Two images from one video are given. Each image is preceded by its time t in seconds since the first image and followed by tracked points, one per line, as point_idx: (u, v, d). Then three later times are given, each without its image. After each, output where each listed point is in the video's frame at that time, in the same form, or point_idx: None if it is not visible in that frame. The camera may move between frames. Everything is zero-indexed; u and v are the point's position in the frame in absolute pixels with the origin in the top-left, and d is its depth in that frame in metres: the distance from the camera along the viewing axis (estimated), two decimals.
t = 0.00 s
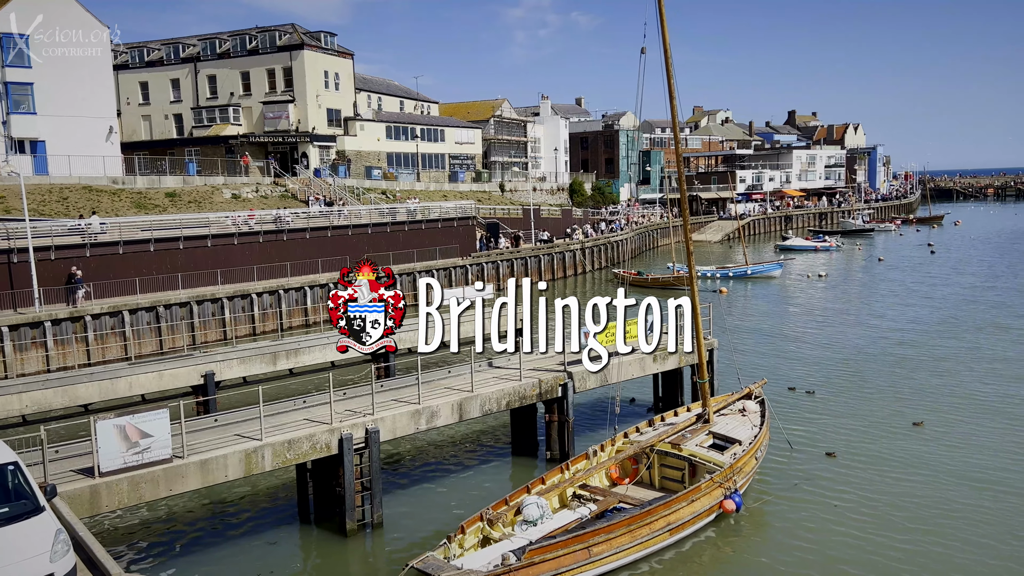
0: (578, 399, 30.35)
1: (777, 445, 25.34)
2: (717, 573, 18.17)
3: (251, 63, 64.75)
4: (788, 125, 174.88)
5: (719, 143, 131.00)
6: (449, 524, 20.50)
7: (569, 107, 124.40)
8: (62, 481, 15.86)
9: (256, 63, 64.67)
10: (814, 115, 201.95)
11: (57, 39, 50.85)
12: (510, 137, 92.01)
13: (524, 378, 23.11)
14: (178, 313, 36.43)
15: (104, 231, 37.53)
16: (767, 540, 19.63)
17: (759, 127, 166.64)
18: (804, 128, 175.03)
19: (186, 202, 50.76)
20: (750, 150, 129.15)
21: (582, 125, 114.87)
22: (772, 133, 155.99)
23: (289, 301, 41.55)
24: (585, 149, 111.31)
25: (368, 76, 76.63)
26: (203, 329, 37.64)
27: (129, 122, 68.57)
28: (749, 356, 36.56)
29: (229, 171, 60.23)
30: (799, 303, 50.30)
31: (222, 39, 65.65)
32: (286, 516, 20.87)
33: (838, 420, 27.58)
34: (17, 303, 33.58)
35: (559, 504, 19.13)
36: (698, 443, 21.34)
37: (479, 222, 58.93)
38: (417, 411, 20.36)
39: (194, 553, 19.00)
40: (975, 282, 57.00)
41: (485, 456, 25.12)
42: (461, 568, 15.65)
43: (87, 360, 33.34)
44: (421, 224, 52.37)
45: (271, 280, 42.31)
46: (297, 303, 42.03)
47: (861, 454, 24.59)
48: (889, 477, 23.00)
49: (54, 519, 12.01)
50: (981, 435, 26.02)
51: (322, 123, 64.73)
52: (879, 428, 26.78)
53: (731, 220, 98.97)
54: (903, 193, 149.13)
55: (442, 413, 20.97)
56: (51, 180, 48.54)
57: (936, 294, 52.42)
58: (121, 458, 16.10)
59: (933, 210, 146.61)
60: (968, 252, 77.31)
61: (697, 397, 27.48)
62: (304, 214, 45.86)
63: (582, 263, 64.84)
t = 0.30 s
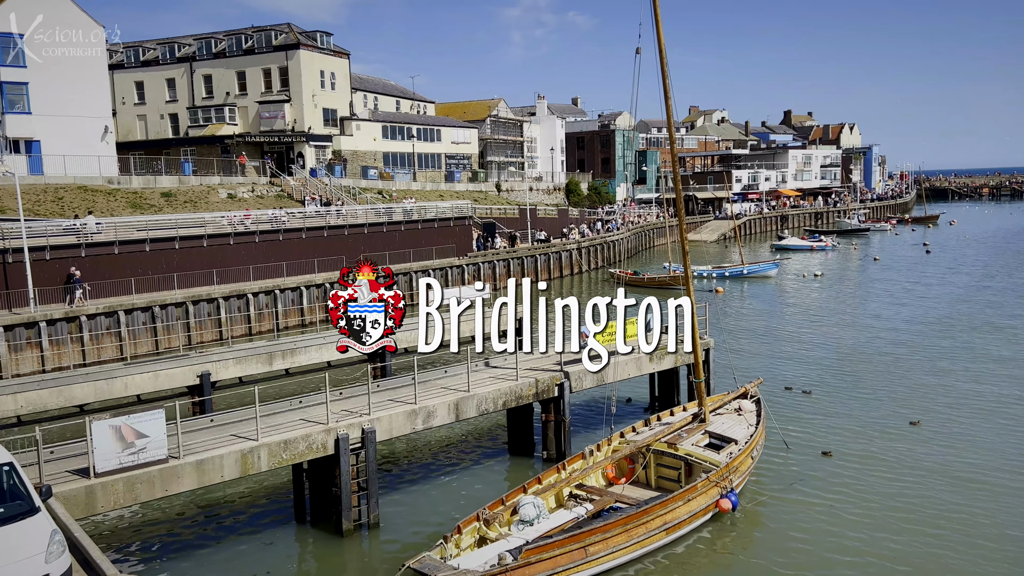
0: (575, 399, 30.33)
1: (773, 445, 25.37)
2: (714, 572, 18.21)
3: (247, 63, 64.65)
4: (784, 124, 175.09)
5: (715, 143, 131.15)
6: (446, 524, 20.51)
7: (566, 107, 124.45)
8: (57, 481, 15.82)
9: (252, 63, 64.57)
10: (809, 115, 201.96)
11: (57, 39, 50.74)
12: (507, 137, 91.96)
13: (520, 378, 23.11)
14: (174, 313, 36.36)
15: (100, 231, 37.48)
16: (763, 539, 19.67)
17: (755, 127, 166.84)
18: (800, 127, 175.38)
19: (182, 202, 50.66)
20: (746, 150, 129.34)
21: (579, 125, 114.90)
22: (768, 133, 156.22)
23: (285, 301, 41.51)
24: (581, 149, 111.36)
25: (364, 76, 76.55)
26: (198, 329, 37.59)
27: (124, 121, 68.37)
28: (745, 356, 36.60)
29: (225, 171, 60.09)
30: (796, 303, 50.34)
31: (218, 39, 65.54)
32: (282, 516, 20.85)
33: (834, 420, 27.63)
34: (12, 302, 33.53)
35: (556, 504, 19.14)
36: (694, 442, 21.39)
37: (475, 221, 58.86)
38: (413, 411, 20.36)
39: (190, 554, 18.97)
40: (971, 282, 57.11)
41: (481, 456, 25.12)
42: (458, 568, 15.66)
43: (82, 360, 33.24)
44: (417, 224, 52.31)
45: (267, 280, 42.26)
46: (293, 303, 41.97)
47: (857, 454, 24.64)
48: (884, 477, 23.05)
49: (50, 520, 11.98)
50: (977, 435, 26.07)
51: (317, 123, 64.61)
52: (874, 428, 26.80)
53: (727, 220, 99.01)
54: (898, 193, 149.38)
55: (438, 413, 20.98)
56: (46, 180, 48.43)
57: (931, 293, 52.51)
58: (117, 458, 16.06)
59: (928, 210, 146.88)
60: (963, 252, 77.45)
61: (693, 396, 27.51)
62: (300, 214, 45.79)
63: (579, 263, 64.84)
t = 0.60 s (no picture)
0: (571, 399, 30.32)
1: (769, 444, 25.42)
2: (709, 572, 18.23)
3: (242, 63, 64.54)
4: (780, 124, 175.29)
5: (711, 142, 131.29)
6: (442, 524, 20.49)
7: (562, 107, 124.49)
8: (51, 482, 15.77)
9: (247, 62, 64.47)
10: (805, 115, 202.15)
11: (57, 39, 51.07)
12: (503, 137, 91.89)
13: (516, 378, 23.11)
14: (169, 313, 36.30)
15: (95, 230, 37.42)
16: (759, 539, 19.69)
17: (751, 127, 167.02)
18: (795, 127, 175.65)
19: (177, 202, 50.56)
20: (742, 150, 129.47)
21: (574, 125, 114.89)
22: (764, 133, 156.39)
23: (280, 300, 41.45)
24: (577, 149, 111.42)
25: (359, 76, 76.48)
26: (194, 329, 37.52)
27: (119, 121, 68.19)
28: (741, 355, 36.67)
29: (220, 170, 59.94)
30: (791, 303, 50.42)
31: (213, 39, 65.42)
32: (278, 516, 20.81)
33: (829, 420, 27.67)
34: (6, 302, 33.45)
35: (552, 504, 19.14)
36: (690, 441, 21.44)
37: (471, 221, 58.82)
38: (409, 411, 20.35)
39: (185, 555, 18.93)
40: (966, 281, 57.24)
41: (477, 455, 25.12)
42: (454, 568, 15.66)
43: (77, 360, 33.15)
44: (413, 223, 52.25)
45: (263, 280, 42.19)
46: (288, 303, 41.92)
47: (852, 453, 24.69)
48: (879, 476, 23.09)
49: (45, 520, 11.96)
50: (971, 434, 26.11)
51: (313, 122, 64.53)
52: (868, 428, 26.83)
53: (722, 220, 99.08)
54: (893, 192, 149.68)
55: (434, 413, 20.97)
56: (40, 180, 48.31)
57: (926, 293, 52.64)
58: (112, 458, 16.03)
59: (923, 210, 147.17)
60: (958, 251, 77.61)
61: (688, 395, 27.56)
62: (296, 213, 45.70)
63: (575, 263, 64.85)
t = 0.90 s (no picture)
0: (566, 399, 30.30)
1: (763, 444, 25.48)
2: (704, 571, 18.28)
3: (237, 62, 64.43)
4: (775, 124, 175.52)
5: (706, 142, 131.47)
6: (439, 524, 20.47)
7: (558, 106, 124.49)
8: (45, 483, 15.73)
9: (242, 62, 64.37)
10: (800, 115, 202.63)
11: (57, 39, 51.02)
12: (498, 136, 91.85)
13: (511, 378, 23.11)
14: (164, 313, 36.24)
15: (90, 230, 37.33)
16: (754, 538, 19.73)
17: (746, 127, 167.24)
18: (791, 127, 175.97)
19: (172, 201, 50.45)
20: (737, 149, 129.59)
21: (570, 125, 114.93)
22: (759, 132, 156.64)
23: (275, 301, 41.40)
24: (573, 149, 111.44)
25: (355, 75, 76.42)
26: (189, 329, 37.47)
27: (114, 121, 67.97)
28: (736, 355, 36.75)
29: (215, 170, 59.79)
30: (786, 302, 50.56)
31: (208, 38, 65.29)
32: (274, 517, 20.75)
33: (824, 419, 27.74)
34: None
35: (548, 504, 19.14)
36: (685, 441, 21.47)
37: (466, 221, 58.77)
38: (405, 411, 20.33)
39: (180, 556, 18.86)
40: (960, 281, 57.45)
41: (473, 455, 25.11)
42: (450, 568, 15.68)
43: (71, 360, 33.04)
44: (408, 223, 52.18)
45: (258, 280, 42.09)
46: (284, 304, 41.88)
47: (848, 453, 24.76)
48: (874, 475, 23.16)
49: (39, 520, 11.92)
50: (966, 433, 26.18)
51: (308, 122, 64.44)
52: (862, 428, 26.87)
53: (718, 220, 99.24)
54: (888, 192, 150.05)
55: (430, 412, 20.96)
56: (34, 180, 48.17)
57: (920, 292, 52.84)
58: (106, 459, 15.99)
59: (918, 209, 147.56)
60: (953, 251, 77.83)
61: (684, 395, 27.56)
62: (291, 213, 45.59)
63: (570, 263, 64.89)
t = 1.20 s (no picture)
0: (562, 399, 30.29)
1: (758, 443, 25.53)
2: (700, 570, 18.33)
3: (232, 62, 64.30)
4: (769, 123, 175.76)
5: (701, 142, 131.59)
6: (434, 524, 20.46)
7: (553, 106, 124.55)
8: (39, 483, 15.68)
9: (237, 61, 64.24)
10: (795, 114, 203.21)
11: (57, 39, 51.33)
12: (493, 136, 91.80)
13: (507, 377, 23.12)
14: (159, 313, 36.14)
15: (84, 230, 37.24)
16: (749, 537, 19.79)
17: (741, 126, 167.51)
18: (785, 127, 176.29)
19: (166, 201, 50.31)
20: (732, 149, 129.73)
21: (565, 124, 114.99)
22: (754, 132, 156.94)
23: (270, 300, 41.34)
24: (568, 148, 111.44)
25: (350, 75, 76.34)
26: (183, 329, 37.39)
27: (108, 120, 67.73)
28: (732, 354, 36.80)
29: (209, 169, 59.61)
30: (781, 301, 50.68)
31: (202, 37, 65.14)
32: (269, 517, 20.73)
33: (819, 418, 27.82)
34: None
35: (543, 503, 19.17)
36: (680, 440, 21.51)
37: (462, 220, 58.73)
38: (400, 410, 20.32)
39: (175, 556, 18.82)
40: (953, 280, 57.65)
41: (469, 454, 25.12)
42: (445, 568, 15.71)
43: (65, 360, 32.94)
44: (404, 223, 52.12)
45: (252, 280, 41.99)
46: (279, 303, 41.82)
47: (842, 452, 24.83)
48: (868, 474, 23.24)
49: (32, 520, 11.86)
50: (960, 432, 26.29)
51: (303, 121, 64.34)
52: (856, 427, 26.92)
53: (713, 219, 99.38)
54: (882, 191, 150.50)
55: (425, 412, 20.96)
56: (28, 180, 47.99)
57: (914, 292, 53.02)
58: (101, 459, 15.95)
59: (913, 208, 148.01)
60: (947, 250, 78.13)
61: (679, 394, 27.59)
62: (286, 213, 45.48)
63: (566, 262, 64.93)
